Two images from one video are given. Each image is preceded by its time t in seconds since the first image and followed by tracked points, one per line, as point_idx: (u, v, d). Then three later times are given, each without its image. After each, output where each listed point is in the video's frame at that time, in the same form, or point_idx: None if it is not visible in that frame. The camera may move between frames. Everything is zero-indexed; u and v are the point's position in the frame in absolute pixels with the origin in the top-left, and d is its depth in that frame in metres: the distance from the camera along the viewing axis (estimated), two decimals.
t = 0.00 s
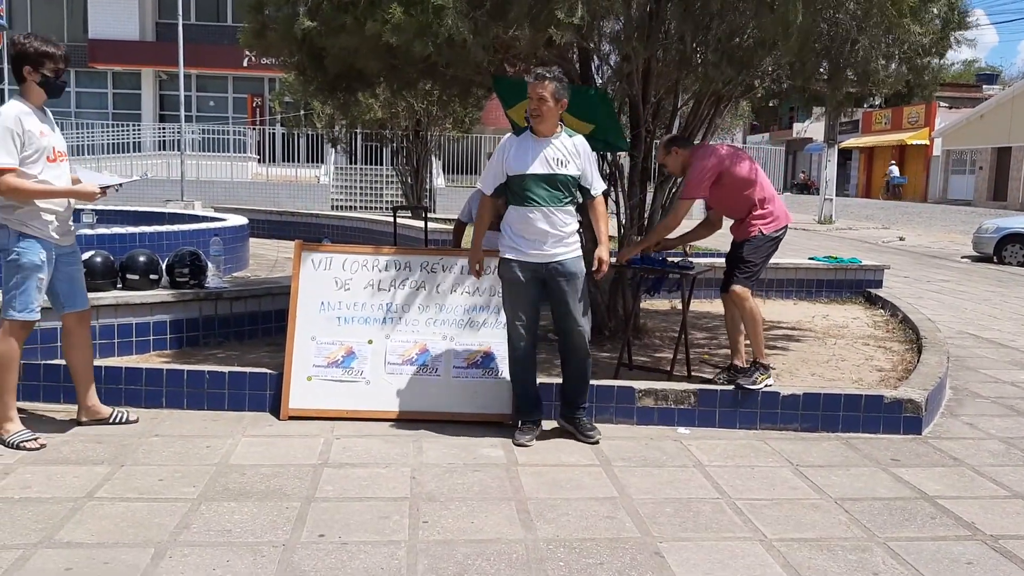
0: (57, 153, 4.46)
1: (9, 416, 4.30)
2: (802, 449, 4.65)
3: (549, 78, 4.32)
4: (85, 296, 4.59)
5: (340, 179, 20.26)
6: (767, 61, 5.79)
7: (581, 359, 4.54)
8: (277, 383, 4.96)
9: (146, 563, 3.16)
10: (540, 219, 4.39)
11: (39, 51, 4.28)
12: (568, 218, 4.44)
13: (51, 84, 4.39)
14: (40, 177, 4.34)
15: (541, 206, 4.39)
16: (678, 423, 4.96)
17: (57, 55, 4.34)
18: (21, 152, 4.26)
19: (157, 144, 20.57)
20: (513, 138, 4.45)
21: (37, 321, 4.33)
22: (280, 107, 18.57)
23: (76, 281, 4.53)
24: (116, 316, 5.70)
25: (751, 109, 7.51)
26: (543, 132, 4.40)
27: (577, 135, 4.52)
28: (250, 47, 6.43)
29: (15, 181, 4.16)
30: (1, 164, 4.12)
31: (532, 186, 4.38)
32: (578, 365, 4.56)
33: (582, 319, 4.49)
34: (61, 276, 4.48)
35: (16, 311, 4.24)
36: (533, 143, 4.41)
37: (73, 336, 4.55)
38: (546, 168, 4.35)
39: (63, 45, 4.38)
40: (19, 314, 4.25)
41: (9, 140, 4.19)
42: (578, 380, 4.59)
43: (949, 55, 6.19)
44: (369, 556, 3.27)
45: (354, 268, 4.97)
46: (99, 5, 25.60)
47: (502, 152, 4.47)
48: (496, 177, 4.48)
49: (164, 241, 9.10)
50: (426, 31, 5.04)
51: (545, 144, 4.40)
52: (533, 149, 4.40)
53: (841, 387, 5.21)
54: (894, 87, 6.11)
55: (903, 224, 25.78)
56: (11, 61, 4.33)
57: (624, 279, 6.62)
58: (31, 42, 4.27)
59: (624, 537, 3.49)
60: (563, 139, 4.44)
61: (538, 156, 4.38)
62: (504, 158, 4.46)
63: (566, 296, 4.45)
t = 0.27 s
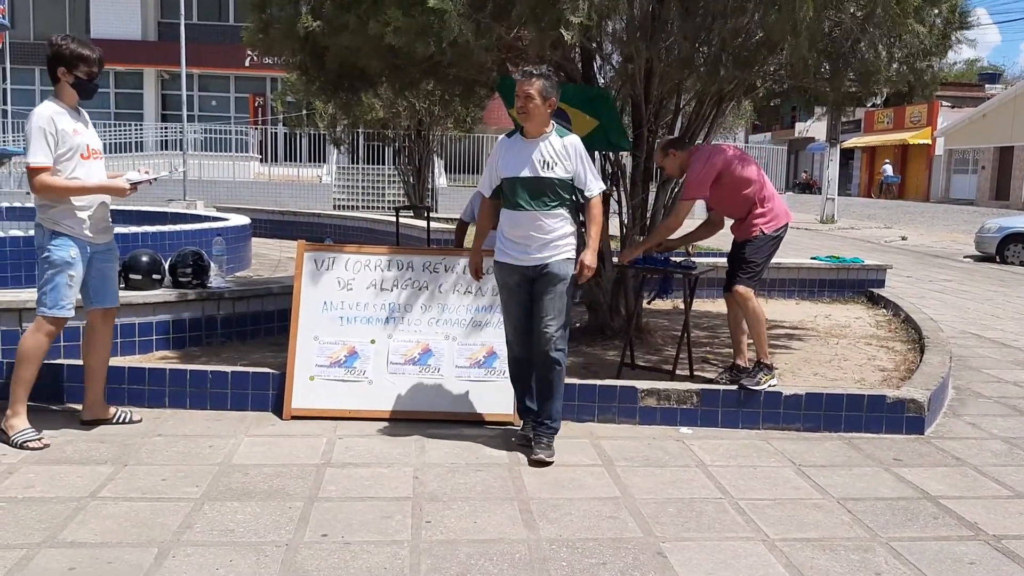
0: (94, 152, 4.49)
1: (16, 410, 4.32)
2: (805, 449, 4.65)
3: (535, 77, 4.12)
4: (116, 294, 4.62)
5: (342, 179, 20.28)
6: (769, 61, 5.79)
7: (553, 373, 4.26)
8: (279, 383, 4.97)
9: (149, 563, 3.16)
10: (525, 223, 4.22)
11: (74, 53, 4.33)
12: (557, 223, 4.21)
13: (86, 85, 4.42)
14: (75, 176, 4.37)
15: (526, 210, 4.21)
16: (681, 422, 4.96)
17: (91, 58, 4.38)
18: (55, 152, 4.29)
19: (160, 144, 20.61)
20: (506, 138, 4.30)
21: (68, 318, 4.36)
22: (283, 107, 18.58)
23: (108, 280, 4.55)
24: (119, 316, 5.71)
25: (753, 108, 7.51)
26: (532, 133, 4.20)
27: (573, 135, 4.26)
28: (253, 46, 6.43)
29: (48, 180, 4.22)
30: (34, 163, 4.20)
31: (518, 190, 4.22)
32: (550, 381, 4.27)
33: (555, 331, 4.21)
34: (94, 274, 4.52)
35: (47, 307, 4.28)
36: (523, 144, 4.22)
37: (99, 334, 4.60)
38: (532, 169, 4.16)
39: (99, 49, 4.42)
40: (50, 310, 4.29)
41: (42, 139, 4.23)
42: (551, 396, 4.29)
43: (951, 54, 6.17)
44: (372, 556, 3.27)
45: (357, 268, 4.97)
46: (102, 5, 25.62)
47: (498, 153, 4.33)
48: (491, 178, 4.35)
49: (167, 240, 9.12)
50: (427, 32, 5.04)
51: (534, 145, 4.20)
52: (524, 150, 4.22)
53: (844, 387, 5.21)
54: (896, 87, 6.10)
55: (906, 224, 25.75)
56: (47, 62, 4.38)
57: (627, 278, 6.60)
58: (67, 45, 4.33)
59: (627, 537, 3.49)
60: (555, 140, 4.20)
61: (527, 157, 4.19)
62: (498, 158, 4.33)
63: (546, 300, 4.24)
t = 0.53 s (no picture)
0: (116, 155, 4.50)
1: (27, 407, 4.34)
2: (806, 449, 4.65)
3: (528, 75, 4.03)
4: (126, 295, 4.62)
5: (344, 179, 20.36)
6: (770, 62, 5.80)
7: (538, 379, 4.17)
8: (281, 383, 4.97)
9: (152, 563, 3.16)
10: (513, 224, 4.15)
11: (103, 56, 4.35)
12: (546, 227, 4.13)
13: (111, 90, 4.44)
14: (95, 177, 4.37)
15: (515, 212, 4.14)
16: (683, 422, 4.96)
17: (120, 64, 4.40)
18: (76, 150, 4.30)
19: (162, 144, 20.64)
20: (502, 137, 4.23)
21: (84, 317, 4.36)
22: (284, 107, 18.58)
23: (117, 280, 4.55)
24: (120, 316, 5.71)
25: (753, 109, 7.51)
26: (525, 133, 4.12)
27: (568, 136, 4.15)
28: (254, 47, 6.42)
29: (70, 178, 4.22)
30: (56, 160, 4.20)
31: (508, 191, 4.15)
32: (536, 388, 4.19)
33: (541, 337, 4.13)
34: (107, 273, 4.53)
35: (65, 305, 4.29)
36: (517, 144, 4.14)
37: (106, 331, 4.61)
38: (522, 169, 4.09)
39: (129, 55, 4.44)
40: (68, 308, 4.30)
41: (64, 138, 4.24)
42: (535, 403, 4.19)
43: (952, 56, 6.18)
44: (374, 556, 3.27)
45: (359, 268, 4.97)
46: (103, 5, 25.63)
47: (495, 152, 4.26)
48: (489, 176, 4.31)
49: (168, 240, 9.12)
50: (428, 33, 5.05)
51: (526, 145, 4.12)
52: (518, 149, 4.14)
53: (846, 387, 5.20)
54: (897, 88, 6.11)
55: (907, 224, 25.74)
56: (77, 64, 4.41)
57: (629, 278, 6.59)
58: (97, 48, 4.35)
59: (629, 537, 3.49)
60: (548, 141, 4.11)
61: (519, 157, 4.12)
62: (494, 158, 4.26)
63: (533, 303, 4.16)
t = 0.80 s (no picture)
0: (126, 158, 4.51)
1: (40, 406, 4.40)
2: (808, 449, 4.65)
3: (509, 72, 3.94)
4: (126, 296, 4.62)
5: (345, 179, 20.53)
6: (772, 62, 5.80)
7: (535, 383, 4.13)
8: (283, 383, 4.98)
9: (154, 563, 3.17)
10: (498, 224, 4.08)
11: (119, 60, 4.37)
12: (530, 228, 4.04)
13: (124, 94, 4.45)
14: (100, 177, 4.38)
15: (499, 213, 4.08)
16: (685, 423, 4.96)
17: (135, 69, 4.41)
18: (84, 150, 4.32)
19: (164, 144, 20.65)
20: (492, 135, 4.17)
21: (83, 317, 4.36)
22: (286, 108, 18.59)
23: (117, 281, 4.55)
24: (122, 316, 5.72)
25: (755, 109, 7.52)
26: (509, 131, 4.05)
27: (554, 133, 4.03)
28: (255, 48, 6.42)
29: (75, 177, 4.24)
30: (62, 158, 4.22)
31: (494, 190, 4.10)
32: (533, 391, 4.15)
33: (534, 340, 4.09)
34: (108, 274, 4.53)
35: (64, 304, 4.29)
36: (503, 143, 4.07)
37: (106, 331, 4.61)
38: (505, 170, 4.02)
39: (146, 60, 4.45)
40: (67, 306, 4.30)
41: (74, 138, 4.26)
42: (535, 407, 4.17)
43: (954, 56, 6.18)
44: (376, 556, 3.28)
45: (360, 269, 4.98)
46: (105, 5, 25.66)
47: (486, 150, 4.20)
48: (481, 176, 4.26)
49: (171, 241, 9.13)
50: (429, 36, 5.07)
51: (511, 144, 4.05)
52: (504, 148, 4.06)
53: (848, 388, 5.20)
54: (898, 88, 6.11)
55: (908, 224, 25.73)
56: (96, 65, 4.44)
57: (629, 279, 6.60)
58: (115, 51, 4.38)
59: (631, 537, 3.49)
60: (532, 140, 4.02)
61: (504, 157, 4.05)
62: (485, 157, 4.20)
63: (520, 308, 4.09)
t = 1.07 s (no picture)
0: (124, 157, 4.51)
1: (49, 407, 4.42)
2: (810, 449, 4.65)
3: (468, 73, 3.89)
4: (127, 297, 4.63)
5: (348, 179, 20.57)
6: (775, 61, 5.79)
7: (524, 384, 4.10)
8: (285, 383, 4.98)
9: (156, 563, 3.17)
10: (467, 229, 4.03)
11: (114, 59, 4.38)
12: (500, 230, 3.98)
13: (120, 92, 4.46)
14: (98, 176, 4.38)
15: (470, 217, 4.02)
16: (686, 423, 4.96)
17: (130, 67, 4.42)
18: (80, 150, 4.32)
19: (166, 144, 20.68)
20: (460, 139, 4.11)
21: (84, 317, 4.39)
22: (288, 108, 18.61)
23: (117, 282, 4.56)
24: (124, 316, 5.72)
25: (758, 108, 7.51)
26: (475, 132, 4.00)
27: (519, 132, 3.97)
28: (258, 49, 6.42)
29: (71, 177, 4.24)
30: (58, 159, 4.22)
31: (464, 194, 4.04)
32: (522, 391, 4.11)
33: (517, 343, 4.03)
34: (109, 275, 4.54)
35: (65, 305, 4.32)
36: (470, 145, 4.02)
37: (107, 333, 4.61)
38: (470, 174, 3.98)
39: (141, 59, 4.45)
40: (67, 308, 4.32)
41: (69, 138, 4.27)
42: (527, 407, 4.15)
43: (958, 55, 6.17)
44: (378, 556, 3.28)
45: (362, 269, 4.98)
46: (107, 6, 25.69)
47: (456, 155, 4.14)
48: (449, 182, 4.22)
49: (173, 240, 9.14)
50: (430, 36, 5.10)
51: (477, 146, 4.00)
52: (468, 152, 4.02)
53: (850, 387, 5.20)
54: (902, 87, 6.10)
55: (910, 224, 25.71)
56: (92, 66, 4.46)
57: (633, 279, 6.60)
58: (110, 51, 4.39)
59: (633, 537, 3.49)
60: (497, 140, 3.96)
61: (468, 160, 4.00)
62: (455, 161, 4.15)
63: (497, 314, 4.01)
